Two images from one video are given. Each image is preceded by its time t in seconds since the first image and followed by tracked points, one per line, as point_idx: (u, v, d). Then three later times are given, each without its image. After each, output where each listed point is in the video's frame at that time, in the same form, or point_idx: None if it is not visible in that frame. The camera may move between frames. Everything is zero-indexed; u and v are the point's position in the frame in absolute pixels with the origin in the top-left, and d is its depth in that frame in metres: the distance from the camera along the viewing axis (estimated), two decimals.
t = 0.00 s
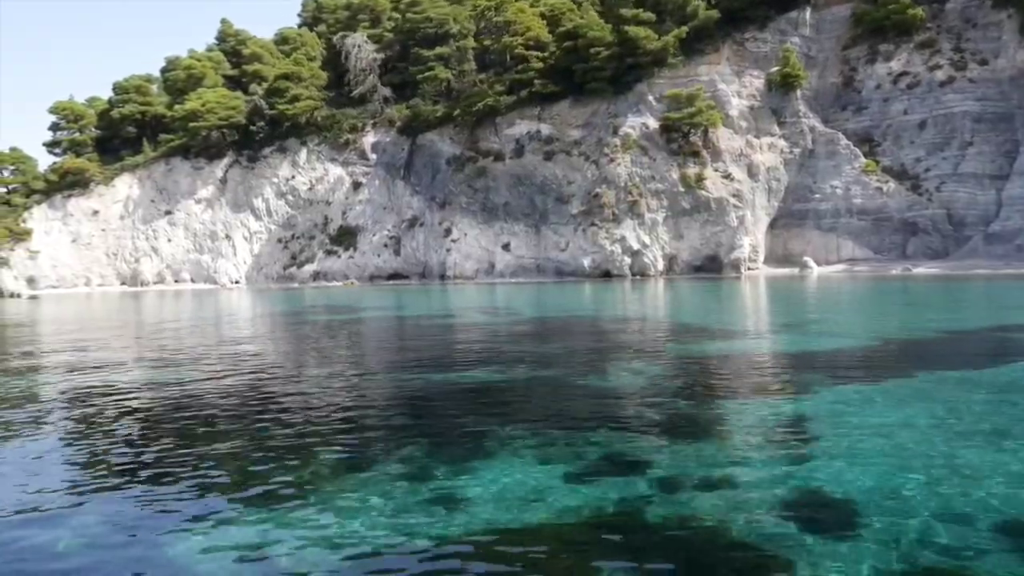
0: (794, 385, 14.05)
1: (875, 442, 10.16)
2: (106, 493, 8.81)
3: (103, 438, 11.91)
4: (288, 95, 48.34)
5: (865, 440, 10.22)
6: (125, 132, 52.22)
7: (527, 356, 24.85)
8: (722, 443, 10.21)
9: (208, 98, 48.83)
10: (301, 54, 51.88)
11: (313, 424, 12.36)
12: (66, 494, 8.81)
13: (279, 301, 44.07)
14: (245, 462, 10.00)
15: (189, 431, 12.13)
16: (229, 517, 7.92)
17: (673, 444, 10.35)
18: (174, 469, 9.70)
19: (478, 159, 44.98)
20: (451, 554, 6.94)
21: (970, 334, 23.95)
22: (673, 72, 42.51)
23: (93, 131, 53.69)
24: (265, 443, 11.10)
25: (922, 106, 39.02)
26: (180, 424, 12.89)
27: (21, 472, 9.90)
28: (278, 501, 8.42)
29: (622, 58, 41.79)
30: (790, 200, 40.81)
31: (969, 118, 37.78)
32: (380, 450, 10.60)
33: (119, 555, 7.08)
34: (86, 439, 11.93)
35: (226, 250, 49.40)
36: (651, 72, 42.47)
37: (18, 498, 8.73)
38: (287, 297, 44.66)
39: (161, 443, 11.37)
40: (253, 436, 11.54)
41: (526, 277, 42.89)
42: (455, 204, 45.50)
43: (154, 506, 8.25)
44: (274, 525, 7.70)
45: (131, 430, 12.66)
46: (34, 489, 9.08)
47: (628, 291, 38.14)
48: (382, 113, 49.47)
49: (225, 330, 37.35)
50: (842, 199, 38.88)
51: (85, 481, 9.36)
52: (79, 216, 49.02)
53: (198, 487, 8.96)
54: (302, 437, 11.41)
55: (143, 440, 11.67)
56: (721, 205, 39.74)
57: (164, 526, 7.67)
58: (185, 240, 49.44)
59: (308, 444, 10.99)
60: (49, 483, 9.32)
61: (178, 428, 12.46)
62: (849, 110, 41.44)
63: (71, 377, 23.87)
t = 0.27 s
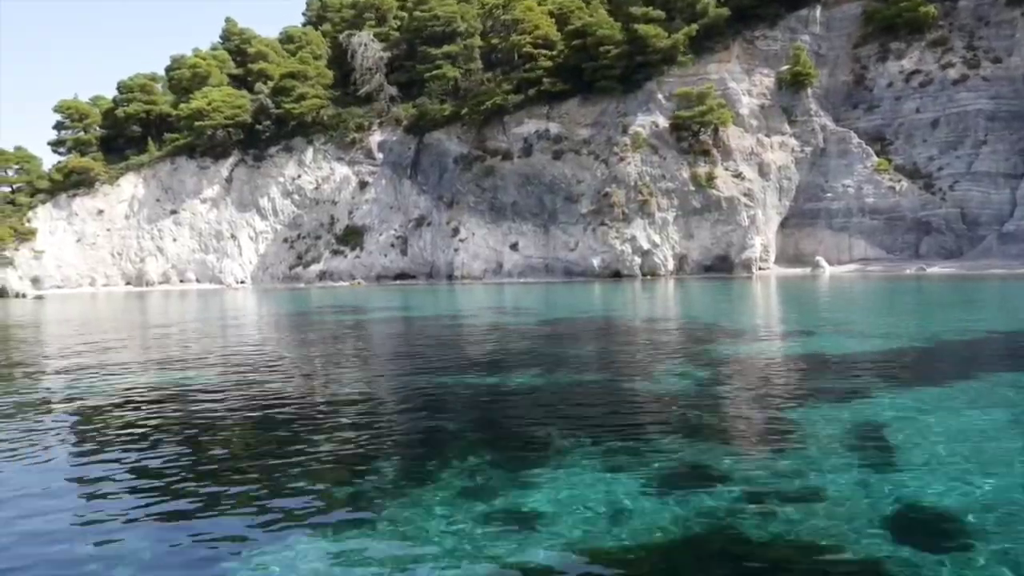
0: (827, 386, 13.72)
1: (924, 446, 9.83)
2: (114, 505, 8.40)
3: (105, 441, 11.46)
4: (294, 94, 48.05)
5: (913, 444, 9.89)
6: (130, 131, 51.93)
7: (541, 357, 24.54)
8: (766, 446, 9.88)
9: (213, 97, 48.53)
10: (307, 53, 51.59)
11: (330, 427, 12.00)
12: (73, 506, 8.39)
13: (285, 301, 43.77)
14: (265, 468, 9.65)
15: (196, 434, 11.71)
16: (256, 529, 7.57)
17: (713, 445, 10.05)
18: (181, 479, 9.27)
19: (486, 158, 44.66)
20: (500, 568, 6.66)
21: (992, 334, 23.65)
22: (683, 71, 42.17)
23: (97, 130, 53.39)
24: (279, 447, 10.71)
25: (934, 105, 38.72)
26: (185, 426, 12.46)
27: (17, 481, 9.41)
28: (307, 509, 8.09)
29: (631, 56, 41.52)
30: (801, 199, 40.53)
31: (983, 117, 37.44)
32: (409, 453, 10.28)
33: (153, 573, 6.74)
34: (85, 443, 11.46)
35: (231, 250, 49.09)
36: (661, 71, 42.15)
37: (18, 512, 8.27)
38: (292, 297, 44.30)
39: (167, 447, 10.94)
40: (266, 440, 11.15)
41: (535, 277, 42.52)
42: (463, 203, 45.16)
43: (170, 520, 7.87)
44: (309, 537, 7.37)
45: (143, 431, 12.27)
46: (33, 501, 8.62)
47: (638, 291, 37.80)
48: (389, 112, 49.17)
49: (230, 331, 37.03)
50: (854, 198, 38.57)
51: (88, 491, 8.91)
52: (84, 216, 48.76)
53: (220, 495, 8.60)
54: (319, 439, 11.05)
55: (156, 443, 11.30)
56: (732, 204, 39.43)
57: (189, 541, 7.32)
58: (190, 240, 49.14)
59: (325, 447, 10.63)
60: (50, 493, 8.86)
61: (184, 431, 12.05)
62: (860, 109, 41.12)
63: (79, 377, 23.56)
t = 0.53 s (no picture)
0: (869, 387, 13.39)
1: (987, 450, 9.49)
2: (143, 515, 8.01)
3: (117, 445, 11.03)
4: (301, 93, 47.72)
5: (976, 448, 9.55)
6: (136, 130, 51.57)
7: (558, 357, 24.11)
8: (823, 451, 9.54)
9: (220, 95, 48.17)
10: (314, 51, 51.25)
11: (356, 429, 11.63)
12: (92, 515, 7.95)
13: (293, 301, 43.40)
14: (295, 472, 9.24)
15: (212, 438, 11.29)
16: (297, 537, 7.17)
17: (767, 450, 9.70)
18: (200, 484, 8.83)
19: (496, 157, 44.31)
20: None
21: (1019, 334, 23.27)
22: (694, 68, 41.84)
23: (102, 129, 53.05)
24: (303, 449, 10.32)
25: (950, 103, 38.39)
26: (200, 429, 12.04)
27: (25, 488, 8.94)
28: (353, 517, 7.70)
29: (643, 54, 41.22)
30: (814, 198, 40.19)
31: (999, 115, 37.11)
32: (451, 456, 9.94)
33: None
34: (95, 447, 11.01)
35: (238, 250, 48.73)
36: (673, 68, 41.82)
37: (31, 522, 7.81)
38: (300, 297, 43.92)
39: (182, 450, 10.52)
40: (288, 443, 10.75)
41: (545, 277, 42.15)
42: (472, 202, 44.80)
43: (199, 529, 7.43)
44: (358, 547, 6.99)
45: (170, 433, 11.92)
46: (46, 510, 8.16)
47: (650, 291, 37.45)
48: (397, 111, 48.85)
49: (236, 331, 36.69)
50: (869, 197, 38.23)
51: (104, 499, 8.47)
52: (90, 215, 48.44)
53: (253, 501, 8.20)
54: (356, 442, 10.72)
55: (186, 445, 10.95)
56: (745, 203, 39.09)
57: (227, 551, 6.91)
58: (196, 240, 48.78)
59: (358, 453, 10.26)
60: (63, 501, 8.40)
61: (213, 434, 11.71)
62: (873, 107, 40.80)
63: (90, 378, 23.19)
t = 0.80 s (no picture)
0: (911, 390, 13.04)
1: None
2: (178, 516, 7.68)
3: (134, 450, 10.65)
4: (308, 91, 47.34)
5: None
6: (141, 129, 51.24)
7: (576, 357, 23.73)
8: (879, 454, 9.19)
9: (227, 94, 47.82)
10: (321, 49, 50.90)
11: (382, 432, 11.25)
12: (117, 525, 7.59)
13: (299, 301, 42.97)
14: (323, 477, 8.87)
15: (241, 439, 10.96)
16: (327, 548, 6.77)
17: (821, 455, 9.34)
18: (211, 491, 8.39)
19: (505, 155, 43.95)
20: None
21: None
22: (706, 66, 41.47)
23: (108, 127, 52.74)
24: (328, 453, 9.94)
25: (964, 101, 38.05)
26: (214, 430, 11.64)
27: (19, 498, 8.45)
28: (390, 524, 7.33)
29: (654, 52, 40.90)
30: (827, 197, 39.86)
31: (1015, 113, 36.75)
32: (492, 459, 9.60)
33: None
34: (99, 451, 10.54)
35: (245, 249, 48.39)
36: (684, 66, 41.46)
37: (31, 536, 7.35)
38: (306, 297, 43.50)
39: (202, 457, 10.14)
40: (310, 446, 10.36)
41: (555, 276, 41.78)
42: (481, 201, 44.44)
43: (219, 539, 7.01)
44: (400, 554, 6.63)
45: (194, 434, 11.58)
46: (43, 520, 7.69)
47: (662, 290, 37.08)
48: (404, 109, 48.52)
49: (243, 331, 36.31)
50: (883, 196, 37.89)
51: (108, 507, 8.01)
52: (95, 215, 48.14)
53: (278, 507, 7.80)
54: (390, 444, 10.37)
55: (214, 447, 10.61)
56: (758, 202, 38.76)
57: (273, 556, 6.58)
58: (203, 239, 48.45)
59: (394, 454, 9.92)
60: (65, 510, 7.94)
61: (239, 435, 11.38)
62: (887, 105, 40.47)
63: (102, 378, 22.85)
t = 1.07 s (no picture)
0: (948, 390, 12.75)
1: None
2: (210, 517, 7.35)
3: (156, 450, 10.33)
4: (314, 89, 47.04)
5: None
6: (146, 127, 50.93)
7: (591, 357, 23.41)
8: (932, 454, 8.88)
9: (233, 92, 47.51)
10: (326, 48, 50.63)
11: (408, 432, 10.95)
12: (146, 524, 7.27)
13: (305, 301, 42.58)
14: (352, 478, 8.56)
15: (266, 440, 10.66)
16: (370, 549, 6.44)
17: (871, 456, 9.05)
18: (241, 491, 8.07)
19: (513, 154, 43.63)
20: None
21: None
22: (716, 64, 41.15)
23: (112, 126, 52.44)
24: (355, 454, 9.64)
25: (978, 99, 37.75)
26: (234, 432, 11.32)
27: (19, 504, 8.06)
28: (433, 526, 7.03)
29: (664, 50, 40.61)
30: (839, 196, 39.57)
31: None
32: (530, 459, 9.29)
33: None
34: (114, 453, 10.21)
35: (250, 249, 48.08)
36: (694, 64, 41.15)
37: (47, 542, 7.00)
38: (312, 297, 43.10)
39: (227, 457, 9.82)
40: (338, 447, 10.06)
41: (564, 276, 41.46)
42: (489, 200, 44.11)
43: (239, 543, 6.67)
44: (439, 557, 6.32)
45: (217, 434, 11.27)
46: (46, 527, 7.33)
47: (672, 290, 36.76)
48: (411, 108, 48.23)
49: (248, 331, 36.00)
50: (895, 194, 37.58)
51: (115, 511, 7.63)
52: (100, 214, 47.87)
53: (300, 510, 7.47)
54: (422, 446, 10.08)
55: (239, 448, 10.29)
56: (769, 201, 38.46)
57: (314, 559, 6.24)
58: (208, 238, 48.15)
59: (426, 455, 9.62)
60: (69, 514, 7.57)
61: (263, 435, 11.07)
62: (898, 103, 40.19)
63: (111, 378, 22.53)
